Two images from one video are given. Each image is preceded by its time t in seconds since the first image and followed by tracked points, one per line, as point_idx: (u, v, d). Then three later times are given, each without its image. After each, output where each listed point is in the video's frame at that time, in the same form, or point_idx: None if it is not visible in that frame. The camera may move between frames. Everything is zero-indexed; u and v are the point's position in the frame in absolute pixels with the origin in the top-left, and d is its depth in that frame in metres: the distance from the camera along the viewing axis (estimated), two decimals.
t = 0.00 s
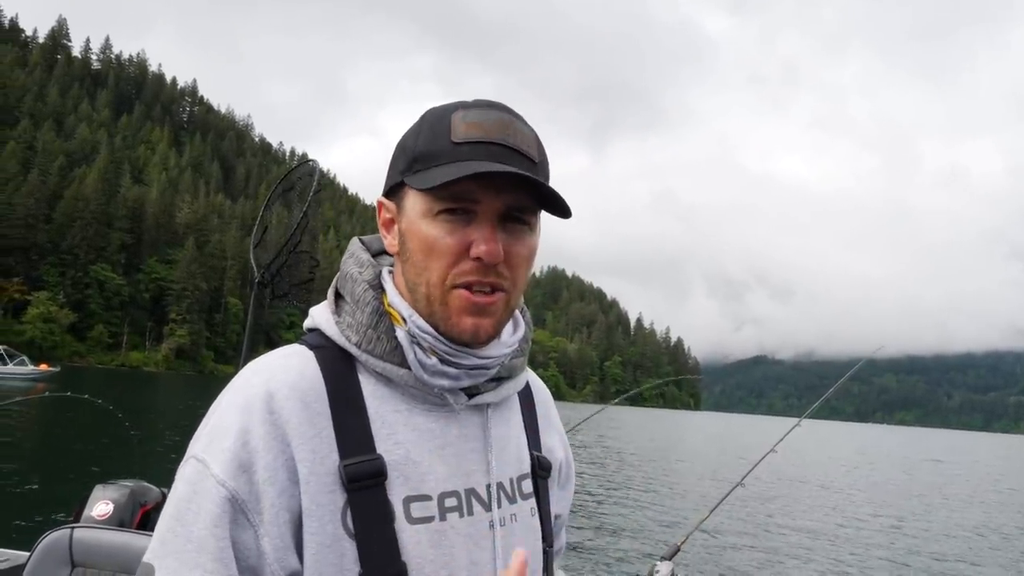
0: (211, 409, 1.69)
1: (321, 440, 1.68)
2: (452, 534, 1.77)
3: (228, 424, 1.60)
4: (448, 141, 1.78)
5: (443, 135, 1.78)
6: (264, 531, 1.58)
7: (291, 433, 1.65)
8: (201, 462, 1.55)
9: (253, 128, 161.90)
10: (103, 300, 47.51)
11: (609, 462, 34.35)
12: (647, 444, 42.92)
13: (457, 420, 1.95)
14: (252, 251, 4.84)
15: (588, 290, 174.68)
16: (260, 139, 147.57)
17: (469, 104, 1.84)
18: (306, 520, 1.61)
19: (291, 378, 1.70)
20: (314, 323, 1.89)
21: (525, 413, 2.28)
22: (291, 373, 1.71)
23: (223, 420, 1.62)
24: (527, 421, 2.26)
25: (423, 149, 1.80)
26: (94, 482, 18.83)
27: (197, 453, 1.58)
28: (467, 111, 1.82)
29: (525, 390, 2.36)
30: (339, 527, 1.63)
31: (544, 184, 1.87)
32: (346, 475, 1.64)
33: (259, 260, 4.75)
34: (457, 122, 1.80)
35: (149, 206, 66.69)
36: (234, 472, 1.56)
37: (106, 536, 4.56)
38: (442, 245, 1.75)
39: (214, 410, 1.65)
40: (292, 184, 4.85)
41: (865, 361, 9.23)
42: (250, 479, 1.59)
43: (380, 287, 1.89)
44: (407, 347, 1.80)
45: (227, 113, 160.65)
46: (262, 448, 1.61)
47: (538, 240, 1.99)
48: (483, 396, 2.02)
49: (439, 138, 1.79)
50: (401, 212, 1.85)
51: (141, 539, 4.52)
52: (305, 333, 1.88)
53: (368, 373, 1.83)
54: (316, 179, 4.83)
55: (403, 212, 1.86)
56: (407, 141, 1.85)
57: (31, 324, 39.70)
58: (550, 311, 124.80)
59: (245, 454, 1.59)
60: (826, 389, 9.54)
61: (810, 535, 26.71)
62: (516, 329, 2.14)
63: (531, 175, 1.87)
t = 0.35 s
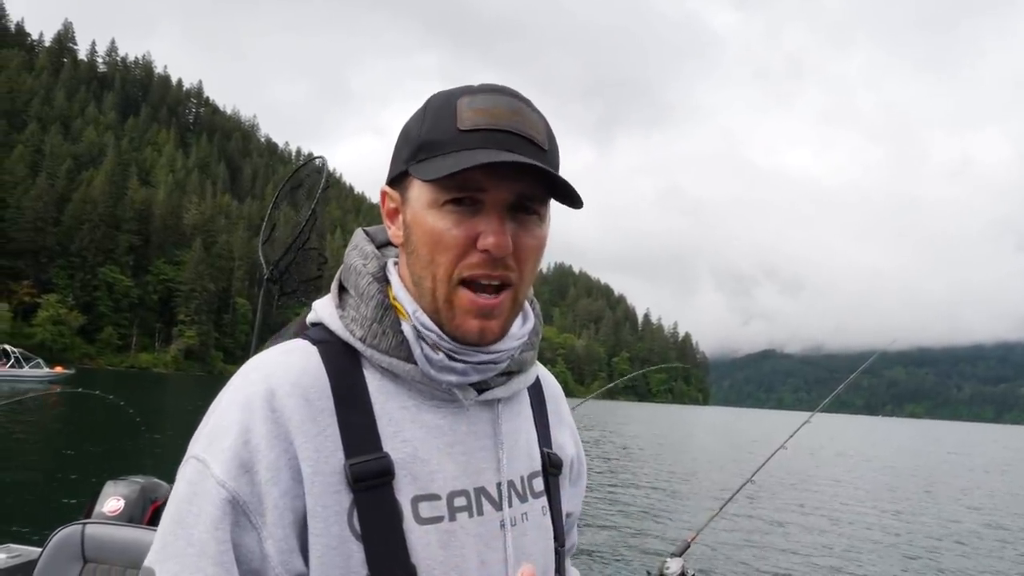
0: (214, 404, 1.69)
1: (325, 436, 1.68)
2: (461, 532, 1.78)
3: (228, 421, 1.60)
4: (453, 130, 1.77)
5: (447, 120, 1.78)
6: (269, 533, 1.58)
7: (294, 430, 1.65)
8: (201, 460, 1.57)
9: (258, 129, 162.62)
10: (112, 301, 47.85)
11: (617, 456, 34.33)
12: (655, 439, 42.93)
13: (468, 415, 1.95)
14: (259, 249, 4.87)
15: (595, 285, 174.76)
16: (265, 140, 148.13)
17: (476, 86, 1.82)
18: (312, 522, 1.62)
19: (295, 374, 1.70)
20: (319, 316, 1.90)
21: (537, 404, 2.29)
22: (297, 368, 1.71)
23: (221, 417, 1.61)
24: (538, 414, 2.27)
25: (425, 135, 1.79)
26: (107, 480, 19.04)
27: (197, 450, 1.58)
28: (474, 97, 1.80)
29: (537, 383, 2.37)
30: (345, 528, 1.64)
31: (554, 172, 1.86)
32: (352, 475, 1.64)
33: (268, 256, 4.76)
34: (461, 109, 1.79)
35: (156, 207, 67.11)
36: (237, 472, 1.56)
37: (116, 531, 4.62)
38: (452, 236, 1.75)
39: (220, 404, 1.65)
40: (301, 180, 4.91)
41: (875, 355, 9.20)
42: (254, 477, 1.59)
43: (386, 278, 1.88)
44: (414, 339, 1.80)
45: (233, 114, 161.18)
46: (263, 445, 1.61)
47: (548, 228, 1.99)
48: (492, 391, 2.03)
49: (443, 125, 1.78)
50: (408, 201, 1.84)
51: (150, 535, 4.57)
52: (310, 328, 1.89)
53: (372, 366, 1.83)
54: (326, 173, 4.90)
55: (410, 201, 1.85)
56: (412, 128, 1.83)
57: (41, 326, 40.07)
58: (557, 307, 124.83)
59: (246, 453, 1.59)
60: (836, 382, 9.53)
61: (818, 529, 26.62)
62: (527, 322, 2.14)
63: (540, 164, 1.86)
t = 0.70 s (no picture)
0: (205, 404, 1.63)
1: (331, 436, 1.66)
2: (472, 538, 1.77)
3: (229, 416, 1.55)
4: (520, 119, 1.74)
5: (512, 107, 1.74)
6: (273, 544, 1.53)
7: (299, 430, 1.62)
8: (192, 465, 1.50)
9: (264, 129, 163.06)
10: (120, 302, 48.04)
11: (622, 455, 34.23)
12: (662, 437, 42.82)
13: (474, 414, 1.94)
14: (265, 244, 4.88)
15: (601, 282, 174.65)
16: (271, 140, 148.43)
17: (527, 75, 1.78)
18: (320, 530, 1.58)
19: (299, 373, 1.66)
20: (314, 310, 1.86)
21: (537, 404, 2.28)
22: (299, 367, 1.67)
23: (221, 416, 1.55)
24: (539, 413, 2.26)
25: (480, 119, 1.71)
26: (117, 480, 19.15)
27: (189, 455, 1.51)
28: (529, 85, 1.76)
29: (538, 382, 2.36)
30: (355, 536, 1.60)
31: (605, 171, 1.84)
32: (358, 479, 1.61)
33: (273, 254, 4.78)
34: (522, 96, 1.75)
35: (163, 208, 67.34)
36: (232, 477, 1.50)
37: (121, 529, 4.63)
38: (509, 230, 1.69)
39: (213, 405, 1.60)
40: (308, 177, 4.92)
41: (879, 352, 9.15)
42: (254, 486, 1.54)
43: (391, 269, 1.84)
44: (427, 335, 1.77)
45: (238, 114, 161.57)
46: (267, 447, 1.56)
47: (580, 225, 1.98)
48: (499, 388, 2.02)
49: (505, 110, 1.73)
50: (447, 187, 1.75)
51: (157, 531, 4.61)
52: (305, 322, 1.84)
53: (374, 362, 1.81)
54: (332, 172, 4.92)
55: (445, 187, 1.76)
56: (455, 107, 1.73)
57: (49, 328, 40.32)
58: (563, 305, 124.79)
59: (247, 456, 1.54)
60: (842, 379, 9.50)
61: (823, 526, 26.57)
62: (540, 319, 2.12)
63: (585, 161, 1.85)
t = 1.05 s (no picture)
0: (215, 402, 1.58)
1: (352, 439, 1.65)
2: (485, 545, 1.78)
3: (248, 417, 1.52)
4: (572, 126, 1.75)
5: (563, 112, 1.75)
6: (299, 550, 1.53)
7: (321, 429, 1.60)
8: (201, 467, 1.46)
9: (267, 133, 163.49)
10: (123, 305, 48.14)
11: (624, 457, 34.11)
12: (664, 439, 42.77)
13: (486, 418, 1.95)
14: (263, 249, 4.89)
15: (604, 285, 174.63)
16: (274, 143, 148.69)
17: (573, 81, 1.79)
18: (341, 536, 1.58)
19: (314, 372, 1.64)
20: (322, 305, 1.81)
21: (537, 411, 2.28)
22: (316, 366, 1.65)
23: (237, 418, 1.52)
24: (538, 417, 2.26)
25: (532, 121, 1.72)
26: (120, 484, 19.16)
27: (200, 457, 1.47)
28: (582, 94, 1.78)
29: (536, 388, 2.35)
30: (372, 544, 1.60)
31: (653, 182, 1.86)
32: (377, 486, 1.61)
33: (270, 258, 4.78)
34: (572, 104, 1.76)
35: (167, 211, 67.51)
36: (254, 482, 1.48)
37: (118, 536, 4.65)
38: (550, 237, 1.71)
39: (224, 404, 1.56)
40: (305, 181, 4.91)
41: (879, 354, 9.15)
42: (276, 491, 1.52)
43: (406, 267, 1.82)
44: (446, 336, 1.77)
45: (242, 117, 161.85)
46: (287, 447, 1.54)
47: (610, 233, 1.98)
48: (509, 391, 2.03)
49: (556, 113, 1.74)
50: (488, 186, 1.74)
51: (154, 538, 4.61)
52: (311, 318, 1.81)
53: (389, 361, 1.79)
54: (330, 176, 4.92)
55: (486, 183, 1.75)
56: (502, 107, 1.73)
57: (53, 331, 40.43)
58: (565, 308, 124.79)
59: (266, 460, 1.52)
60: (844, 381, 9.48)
61: (823, 528, 26.52)
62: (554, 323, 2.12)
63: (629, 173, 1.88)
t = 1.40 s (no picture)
0: (228, 395, 1.54)
1: (359, 434, 1.63)
2: (488, 541, 1.76)
3: (261, 411, 1.50)
4: (553, 121, 1.74)
5: (545, 110, 1.73)
6: (315, 540, 1.50)
7: (330, 425, 1.58)
8: (216, 461, 1.42)
9: (263, 137, 163.45)
10: (119, 308, 47.99)
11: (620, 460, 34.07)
12: (659, 443, 42.81)
13: (486, 417, 1.92)
14: (254, 252, 4.88)
15: (599, 290, 174.85)
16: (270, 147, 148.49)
17: (560, 83, 1.79)
18: (352, 529, 1.56)
19: (323, 369, 1.62)
20: (327, 305, 1.80)
21: (533, 413, 2.26)
22: (324, 362, 1.63)
23: (249, 411, 1.49)
24: (536, 419, 2.24)
25: (514, 120, 1.71)
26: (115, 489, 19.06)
27: (213, 451, 1.44)
28: (567, 92, 1.78)
29: (534, 392, 2.34)
30: (380, 542, 1.59)
31: (639, 180, 1.86)
32: (384, 480, 1.59)
33: (262, 261, 4.79)
34: (558, 102, 1.76)
35: (163, 214, 67.43)
36: (270, 473, 1.45)
37: (110, 543, 4.63)
38: (533, 232, 1.69)
39: (233, 398, 1.53)
40: (297, 184, 4.92)
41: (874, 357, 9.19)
42: (291, 484, 1.49)
43: (411, 269, 1.82)
44: (448, 333, 1.75)
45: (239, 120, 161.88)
46: (299, 442, 1.52)
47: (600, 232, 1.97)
48: (509, 391, 2.02)
49: (540, 113, 1.73)
50: (472, 187, 1.74)
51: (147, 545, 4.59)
52: (317, 319, 1.79)
53: (393, 360, 1.78)
54: (324, 179, 4.94)
55: (471, 183, 1.76)
56: (488, 109, 1.74)
57: (48, 335, 40.29)
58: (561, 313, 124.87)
59: (280, 455, 1.49)
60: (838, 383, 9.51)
61: (817, 530, 26.57)
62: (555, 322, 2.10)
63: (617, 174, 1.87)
